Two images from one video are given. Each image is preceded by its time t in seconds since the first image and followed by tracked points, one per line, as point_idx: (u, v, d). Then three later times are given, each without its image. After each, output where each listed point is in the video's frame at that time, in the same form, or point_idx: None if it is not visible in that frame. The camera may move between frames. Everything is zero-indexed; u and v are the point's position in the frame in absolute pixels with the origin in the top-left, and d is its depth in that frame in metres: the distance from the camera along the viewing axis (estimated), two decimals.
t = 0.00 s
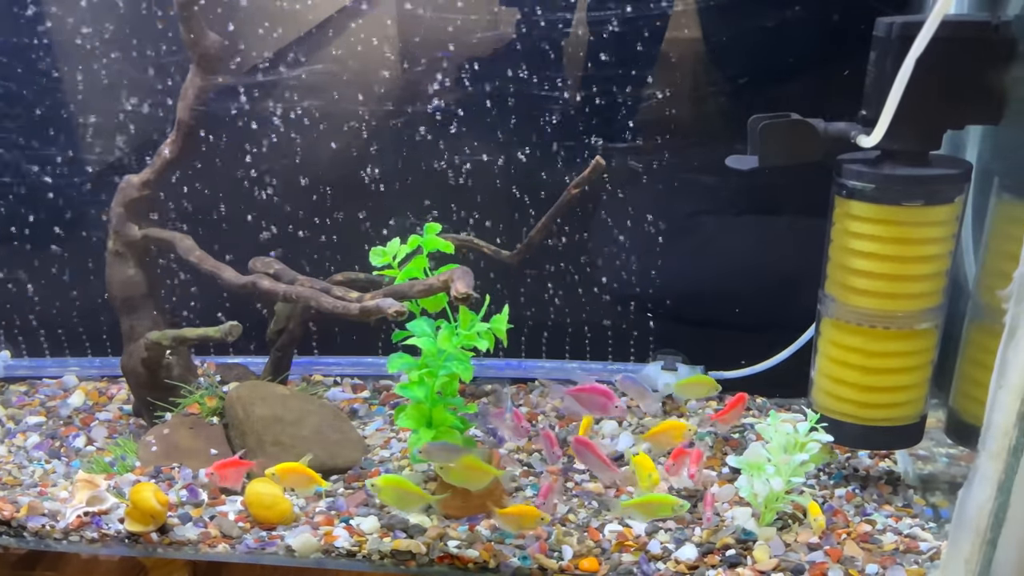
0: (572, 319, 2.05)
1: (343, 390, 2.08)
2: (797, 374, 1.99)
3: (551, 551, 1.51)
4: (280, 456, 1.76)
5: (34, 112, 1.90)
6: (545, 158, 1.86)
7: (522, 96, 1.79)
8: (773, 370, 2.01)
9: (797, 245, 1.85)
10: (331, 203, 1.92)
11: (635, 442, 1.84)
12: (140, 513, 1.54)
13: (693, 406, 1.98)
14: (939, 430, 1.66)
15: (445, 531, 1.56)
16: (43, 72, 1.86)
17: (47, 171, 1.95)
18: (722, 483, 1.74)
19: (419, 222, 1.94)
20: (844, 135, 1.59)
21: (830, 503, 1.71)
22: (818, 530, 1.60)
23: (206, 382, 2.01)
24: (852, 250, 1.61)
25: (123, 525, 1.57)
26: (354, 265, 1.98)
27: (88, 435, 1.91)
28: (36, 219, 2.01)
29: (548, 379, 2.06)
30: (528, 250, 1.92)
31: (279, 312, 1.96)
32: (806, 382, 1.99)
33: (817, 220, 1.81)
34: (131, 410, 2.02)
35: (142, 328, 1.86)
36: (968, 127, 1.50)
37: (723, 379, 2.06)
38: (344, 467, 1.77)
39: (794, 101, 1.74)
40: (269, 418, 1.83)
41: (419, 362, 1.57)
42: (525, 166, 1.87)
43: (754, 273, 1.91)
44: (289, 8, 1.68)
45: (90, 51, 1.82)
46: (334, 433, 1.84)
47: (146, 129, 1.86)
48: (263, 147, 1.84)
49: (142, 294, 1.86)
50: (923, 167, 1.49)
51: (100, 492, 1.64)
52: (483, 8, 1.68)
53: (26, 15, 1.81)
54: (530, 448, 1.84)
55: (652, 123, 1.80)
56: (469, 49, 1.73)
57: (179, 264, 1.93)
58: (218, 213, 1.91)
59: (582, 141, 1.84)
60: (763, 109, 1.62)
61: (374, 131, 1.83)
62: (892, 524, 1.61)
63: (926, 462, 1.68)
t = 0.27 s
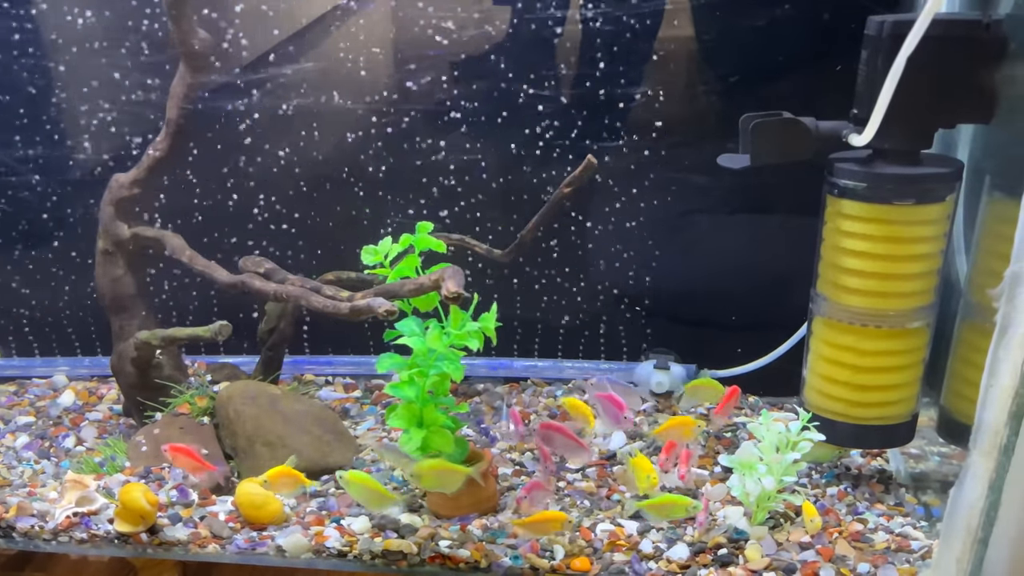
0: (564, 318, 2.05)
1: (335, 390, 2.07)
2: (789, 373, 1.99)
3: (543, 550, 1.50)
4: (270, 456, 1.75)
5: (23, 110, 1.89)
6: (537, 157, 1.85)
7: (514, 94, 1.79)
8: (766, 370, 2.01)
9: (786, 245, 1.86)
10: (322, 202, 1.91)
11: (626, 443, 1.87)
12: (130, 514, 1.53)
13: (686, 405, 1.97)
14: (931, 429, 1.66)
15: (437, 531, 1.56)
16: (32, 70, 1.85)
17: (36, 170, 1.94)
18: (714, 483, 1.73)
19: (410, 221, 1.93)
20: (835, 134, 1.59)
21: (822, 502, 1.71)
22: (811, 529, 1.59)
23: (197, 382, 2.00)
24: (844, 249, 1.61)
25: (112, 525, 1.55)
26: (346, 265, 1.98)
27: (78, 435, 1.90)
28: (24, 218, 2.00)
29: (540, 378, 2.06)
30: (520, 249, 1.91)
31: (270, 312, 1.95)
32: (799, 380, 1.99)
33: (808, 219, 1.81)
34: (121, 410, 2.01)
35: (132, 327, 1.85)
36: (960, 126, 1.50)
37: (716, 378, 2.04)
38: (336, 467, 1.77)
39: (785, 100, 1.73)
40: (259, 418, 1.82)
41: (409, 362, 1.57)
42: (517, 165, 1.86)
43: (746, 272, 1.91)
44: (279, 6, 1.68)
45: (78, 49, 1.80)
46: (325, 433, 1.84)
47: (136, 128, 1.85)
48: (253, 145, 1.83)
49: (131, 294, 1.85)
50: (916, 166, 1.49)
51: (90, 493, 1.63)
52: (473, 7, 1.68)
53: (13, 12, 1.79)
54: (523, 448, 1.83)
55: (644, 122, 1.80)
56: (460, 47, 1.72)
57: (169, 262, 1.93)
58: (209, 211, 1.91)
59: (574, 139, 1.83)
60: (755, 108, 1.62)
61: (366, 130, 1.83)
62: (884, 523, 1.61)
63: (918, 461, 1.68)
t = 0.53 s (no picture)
0: (559, 315, 2.05)
1: (329, 386, 2.07)
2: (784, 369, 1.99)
3: (537, 547, 1.50)
4: (264, 453, 1.75)
5: (15, 105, 1.88)
6: (531, 154, 1.85)
7: (508, 90, 1.78)
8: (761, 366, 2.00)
9: (780, 241, 1.86)
10: (315, 198, 1.90)
11: (622, 439, 1.86)
12: (123, 510, 1.52)
13: (681, 401, 1.97)
14: (925, 424, 1.66)
15: (431, 528, 1.56)
16: (23, 65, 1.84)
17: (29, 165, 1.93)
18: (709, 479, 1.72)
19: (404, 216, 1.93)
20: (830, 131, 1.60)
21: (816, 498, 1.71)
22: (806, 525, 1.59)
23: (190, 379, 1.99)
24: (837, 245, 1.61)
25: (105, 523, 1.55)
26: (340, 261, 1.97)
27: (71, 432, 1.89)
28: (17, 213, 1.99)
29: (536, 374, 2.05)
30: (515, 245, 1.90)
31: (264, 308, 1.94)
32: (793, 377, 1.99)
33: (802, 215, 1.81)
34: (115, 407, 2.00)
35: (125, 324, 1.85)
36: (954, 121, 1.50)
37: (711, 374, 2.04)
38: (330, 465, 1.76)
39: (779, 96, 1.73)
40: (253, 415, 1.81)
41: (402, 358, 1.56)
42: (511, 160, 1.86)
43: (740, 269, 1.91)
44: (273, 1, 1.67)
45: (70, 43, 1.79)
46: (319, 430, 1.83)
47: (129, 123, 1.84)
48: (247, 141, 1.83)
49: (124, 290, 1.84)
50: (910, 163, 1.49)
51: (83, 490, 1.62)
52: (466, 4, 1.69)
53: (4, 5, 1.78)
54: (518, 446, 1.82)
55: (638, 118, 1.80)
56: (453, 41, 1.72)
57: (163, 258, 1.92)
58: (203, 207, 1.90)
59: (569, 133, 1.82)
60: (749, 103, 1.62)
61: (359, 126, 1.82)
62: (878, 519, 1.61)
63: (913, 457, 1.68)
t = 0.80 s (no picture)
0: (554, 314, 2.04)
1: (323, 385, 2.07)
2: (778, 367, 1.99)
3: (530, 545, 1.50)
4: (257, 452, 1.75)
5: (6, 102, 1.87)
6: (524, 153, 1.85)
7: (500, 89, 1.78)
8: (754, 364, 2.01)
9: (772, 239, 1.86)
10: (308, 196, 1.90)
11: (614, 437, 1.87)
12: (115, 510, 1.53)
13: (674, 401, 1.99)
14: (917, 422, 1.67)
15: (424, 527, 1.56)
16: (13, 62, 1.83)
17: (21, 163, 1.92)
18: (702, 477, 1.72)
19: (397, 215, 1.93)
20: (822, 129, 1.60)
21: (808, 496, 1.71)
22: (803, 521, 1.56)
23: (184, 378, 1.99)
24: (830, 244, 1.61)
25: (98, 522, 1.55)
26: (333, 260, 1.97)
27: (64, 432, 1.89)
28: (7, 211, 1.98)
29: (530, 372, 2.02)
30: (508, 244, 1.90)
31: (257, 307, 1.94)
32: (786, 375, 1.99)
33: (795, 214, 1.81)
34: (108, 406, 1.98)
35: (117, 323, 1.84)
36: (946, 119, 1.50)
37: (704, 372, 2.04)
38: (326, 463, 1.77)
39: (771, 95, 1.74)
40: (245, 415, 1.81)
41: (394, 357, 1.57)
42: (504, 159, 1.86)
43: (733, 267, 1.91)
44: None
45: (60, 41, 1.78)
46: (312, 429, 1.83)
47: (120, 121, 1.84)
48: (239, 140, 1.83)
49: (116, 289, 1.84)
50: (901, 161, 1.49)
51: (75, 489, 1.63)
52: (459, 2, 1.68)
53: None
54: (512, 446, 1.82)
55: (631, 117, 1.80)
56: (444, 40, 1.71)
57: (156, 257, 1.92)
58: (195, 206, 1.90)
59: (561, 131, 1.82)
60: (743, 102, 1.61)
61: (352, 125, 1.82)
62: (869, 517, 1.61)
63: (905, 455, 1.68)
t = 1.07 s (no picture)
0: (543, 309, 2.05)
1: (314, 382, 2.07)
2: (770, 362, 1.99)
3: (521, 541, 1.50)
4: (247, 448, 1.74)
5: None
6: (514, 148, 1.85)
7: (490, 83, 1.77)
8: (746, 359, 2.00)
9: (763, 234, 1.86)
10: (299, 192, 1.90)
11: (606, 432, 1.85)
12: (105, 506, 1.52)
13: (666, 396, 1.99)
14: (908, 417, 1.67)
15: (415, 522, 1.55)
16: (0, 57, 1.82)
17: (9, 159, 1.92)
18: (693, 472, 1.71)
19: (388, 211, 1.92)
20: (812, 124, 1.59)
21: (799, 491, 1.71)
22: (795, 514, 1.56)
23: (174, 374, 2.00)
24: (821, 238, 1.60)
25: (88, 519, 1.54)
26: (324, 256, 1.96)
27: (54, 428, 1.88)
28: None
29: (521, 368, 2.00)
30: (498, 239, 1.90)
31: (247, 303, 1.95)
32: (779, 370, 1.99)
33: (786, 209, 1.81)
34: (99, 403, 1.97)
35: (107, 319, 1.84)
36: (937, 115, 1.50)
37: (694, 368, 2.03)
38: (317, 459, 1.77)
39: (761, 89, 1.73)
40: (236, 411, 1.80)
41: (384, 352, 1.56)
42: (495, 154, 1.85)
43: (724, 262, 1.91)
44: None
45: (47, 35, 1.78)
46: (303, 425, 1.82)
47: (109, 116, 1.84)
48: (229, 135, 1.82)
49: (107, 285, 1.84)
50: (891, 155, 1.49)
51: (65, 486, 1.62)
52: None
53: None
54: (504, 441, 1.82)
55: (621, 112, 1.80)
56: (434, 33, 1.70)
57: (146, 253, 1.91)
58: (186, 201, 1.90)
59: (552, 125, 1.82)
60: (733, 97, 1.61)
61: (341, 120, 1.81)
62: (860, 511, 1.60)
63: (896, 450, 1.68)
